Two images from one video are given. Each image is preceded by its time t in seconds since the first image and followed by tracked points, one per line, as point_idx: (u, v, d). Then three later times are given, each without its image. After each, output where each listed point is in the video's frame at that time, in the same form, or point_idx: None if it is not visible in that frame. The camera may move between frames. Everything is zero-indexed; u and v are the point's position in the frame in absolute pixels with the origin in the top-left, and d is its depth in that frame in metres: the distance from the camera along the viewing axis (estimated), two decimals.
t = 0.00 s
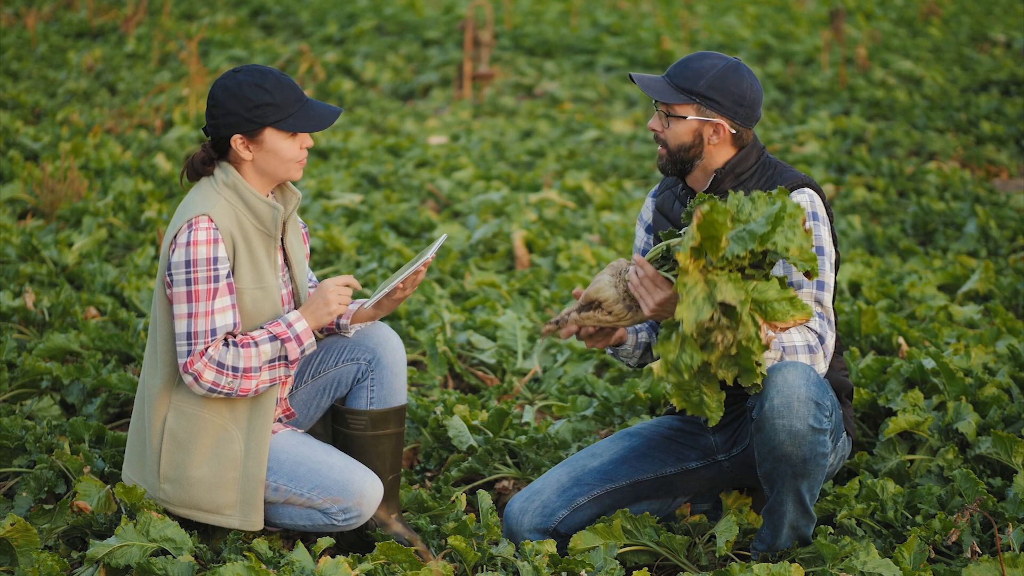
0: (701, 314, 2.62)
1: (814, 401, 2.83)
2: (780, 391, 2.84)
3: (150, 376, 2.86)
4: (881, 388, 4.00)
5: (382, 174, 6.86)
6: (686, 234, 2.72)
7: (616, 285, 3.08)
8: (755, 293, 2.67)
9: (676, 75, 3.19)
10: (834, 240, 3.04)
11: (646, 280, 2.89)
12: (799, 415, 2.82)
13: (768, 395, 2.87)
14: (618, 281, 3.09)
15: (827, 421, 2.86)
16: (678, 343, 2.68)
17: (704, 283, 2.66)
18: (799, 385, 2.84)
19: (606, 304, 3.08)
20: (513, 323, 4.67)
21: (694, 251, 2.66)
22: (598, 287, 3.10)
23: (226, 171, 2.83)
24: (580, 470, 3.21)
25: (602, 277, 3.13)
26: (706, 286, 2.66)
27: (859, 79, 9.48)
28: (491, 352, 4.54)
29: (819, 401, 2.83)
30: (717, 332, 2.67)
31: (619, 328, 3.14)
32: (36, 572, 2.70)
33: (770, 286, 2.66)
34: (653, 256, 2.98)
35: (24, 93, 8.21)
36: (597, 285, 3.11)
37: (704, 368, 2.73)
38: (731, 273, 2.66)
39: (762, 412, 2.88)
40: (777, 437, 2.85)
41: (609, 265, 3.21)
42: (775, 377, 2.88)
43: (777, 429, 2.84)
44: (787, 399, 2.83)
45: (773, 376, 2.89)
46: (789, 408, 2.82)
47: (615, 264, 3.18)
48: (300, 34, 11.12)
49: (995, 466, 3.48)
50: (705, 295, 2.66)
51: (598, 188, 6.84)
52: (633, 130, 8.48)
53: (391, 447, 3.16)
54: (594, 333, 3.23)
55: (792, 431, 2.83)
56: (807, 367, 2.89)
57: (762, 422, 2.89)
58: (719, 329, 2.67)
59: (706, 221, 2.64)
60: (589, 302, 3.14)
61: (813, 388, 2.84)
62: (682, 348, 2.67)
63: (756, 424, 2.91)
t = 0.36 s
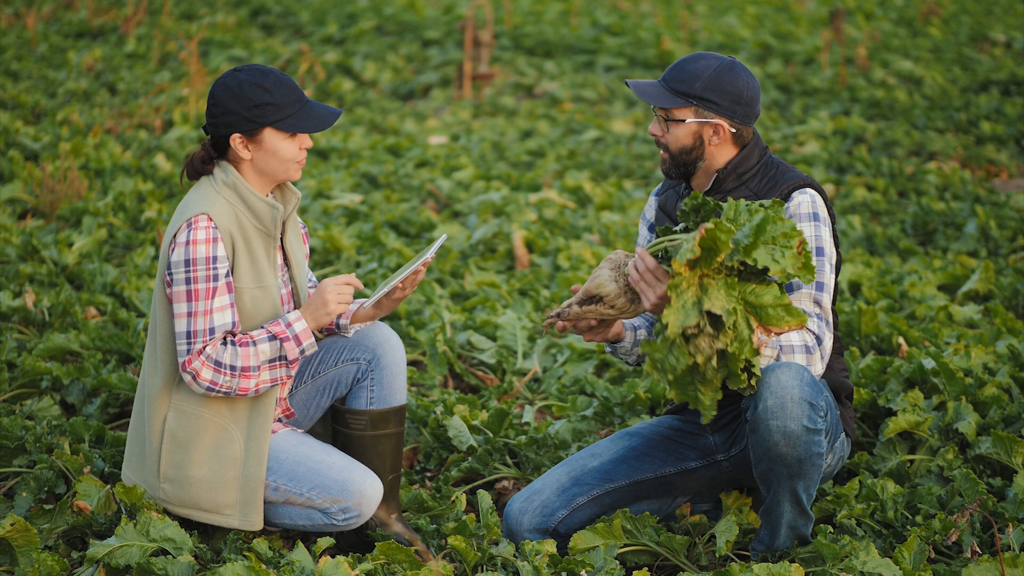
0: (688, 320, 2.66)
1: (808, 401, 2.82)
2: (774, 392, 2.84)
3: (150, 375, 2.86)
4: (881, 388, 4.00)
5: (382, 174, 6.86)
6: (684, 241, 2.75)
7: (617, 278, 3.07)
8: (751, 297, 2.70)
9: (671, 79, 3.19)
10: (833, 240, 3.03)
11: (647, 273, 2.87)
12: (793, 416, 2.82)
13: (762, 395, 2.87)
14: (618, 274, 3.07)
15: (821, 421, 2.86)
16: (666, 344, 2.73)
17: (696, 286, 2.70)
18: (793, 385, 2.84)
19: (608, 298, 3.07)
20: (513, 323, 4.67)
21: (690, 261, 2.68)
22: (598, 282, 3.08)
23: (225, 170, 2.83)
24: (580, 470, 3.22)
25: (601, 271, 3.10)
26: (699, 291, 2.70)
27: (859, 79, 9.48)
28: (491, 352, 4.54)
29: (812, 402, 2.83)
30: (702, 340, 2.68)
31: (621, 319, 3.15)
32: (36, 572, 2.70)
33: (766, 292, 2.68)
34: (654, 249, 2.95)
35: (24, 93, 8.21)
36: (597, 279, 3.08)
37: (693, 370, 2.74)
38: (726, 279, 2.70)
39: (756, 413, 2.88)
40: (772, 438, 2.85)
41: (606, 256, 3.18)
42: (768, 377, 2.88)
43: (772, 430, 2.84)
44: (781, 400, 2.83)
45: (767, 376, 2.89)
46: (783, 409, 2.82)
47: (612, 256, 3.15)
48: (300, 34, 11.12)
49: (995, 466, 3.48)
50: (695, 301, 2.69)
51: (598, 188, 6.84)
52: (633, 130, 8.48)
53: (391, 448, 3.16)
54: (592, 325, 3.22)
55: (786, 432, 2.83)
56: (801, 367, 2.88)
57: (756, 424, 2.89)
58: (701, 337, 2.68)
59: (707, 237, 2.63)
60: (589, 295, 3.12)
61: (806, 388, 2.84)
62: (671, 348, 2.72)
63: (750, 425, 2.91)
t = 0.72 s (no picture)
0: (713, 278, 2.63)
1: (808, 402, 2.82)
2: (774, 392, 2.84)
3: (149, 375, 2.86)
4: (881, 388, 4.00)
5: (382, 174, 6.86)
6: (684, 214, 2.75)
7: (614, 284, 3.05)
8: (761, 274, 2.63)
9: (666, 87, 3.20)
10: (835, 240, 3.02)
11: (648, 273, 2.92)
12: (793, 416, 2.82)
13: (762, 395, 2.87)
14: (615, 280, 3.06)
15: (822, 422, 2.86)
16: (687, 307, 2.70)
17: (710, 254, 2.68)
18: (793, 386, 2.84)
19: (607, 304, 3.05)
20: (513, 323, 4.67)
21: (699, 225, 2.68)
22: (596, 289, 3.07)
23: (225, 170, 2.83)
24: (580, 470, 3.22)
25: (597, 277, 3.09)
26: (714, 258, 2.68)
27: (859, 79, 9.48)
28: (491, 352, 4.54)
29: (813, 403, 2.83)
30: (725, 290, 2.65)
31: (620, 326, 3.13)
32: (36, 572, 2.70)
33: (774, 265, 2.62)
34: (649, 248, 2.99)
35: (24, 93, 8.21)
36: (595, 286, 3.07)
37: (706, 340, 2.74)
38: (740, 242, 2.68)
39: (756, 413, 2.88)
40: (772, 438, 2.85)
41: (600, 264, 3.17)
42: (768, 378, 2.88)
43: (772, 431, 2.84)
44: (781, 401, 2.83)
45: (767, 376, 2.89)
46: (783, 409, 2.82)
47: (606, 263, 3.14)
48: (300, 34, 11.12)
49: (995, 466, 3.48)
50: (714, 264, 2.67)
51: (598, 188, 6.85)
52: (633, 130, 8.49)
53: (391, 447, 3.16)
54: (591, 334, 3.21)
55: (786, 432, 2.83)
56: (801, 367, 2.88)
57: (756, 424, 2.88)
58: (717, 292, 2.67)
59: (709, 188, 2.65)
60: (588, 303, 3.12)
61: (806, 389, 2.84)
62: (688, 315, 2.69)
63: (750, 425, 2.91)
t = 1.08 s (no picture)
0: (711, 283, 2.66)
1: (811, 401, 2.82)
2: (777, 391, 2.84)
3: (150, 375, 2.85)
4: (881, 388, 4.00)
5: (382, 174, 6.86)
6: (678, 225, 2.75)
7: (609, 287, 3.10)
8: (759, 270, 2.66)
9: (658, 97, 3.18)
10: (836, 241, 3.03)
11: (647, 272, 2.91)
12: (796, 416, 2.82)
13: (765, 395, 2.87)
14: (611, 283, 3.10)
15: (824, 421, 2.86)
16: (686, 314, 2.70)
17: (709, 258, 2.71)
18: (796, 386, 2.84)
19: (601, 307, 3.10)
20: (513, 323, 4.67)
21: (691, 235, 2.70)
22: (591, 292, 3.12)
23: (225, 170, 2.83)
24: (580, 471, 3.22)
25: (594, 281, 3.14)
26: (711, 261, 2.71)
27: (859, 79, 9.48)
28: (491, 352, 4.54)
29: (816, 402, 2.83)
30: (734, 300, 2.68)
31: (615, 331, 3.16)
32: (36, 572, 2.70)
33: (770, 264, 2.66)
34: (648, 248, 2.98)
35: (24, 93, 8.21)
36: (590, 290, 3.13)
37: (707, 344, 2.75)
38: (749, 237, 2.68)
39: (759, 413, 2.88)
40: (774, 438, 2.85)
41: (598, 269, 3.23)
42: (771, 377, 2.88)
43: (775, 430, 2.85)
44: (784, 400, 2.83)
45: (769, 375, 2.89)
46: (786, 408, 2.82)
47: (604, 268, 3.19)
48: (300, 34, 11.12)
49: (995, 466, 3.48)
50: (712, 269, 2.69)
51: (598, 188, 6.84)
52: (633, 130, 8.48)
53: (391, 447, 3.16)
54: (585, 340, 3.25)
55: (789, 431, 2.83)
56: (804, 367, 2.88)
57: (759, 423, 2.89)
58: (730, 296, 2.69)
59: (701, 197, 2.65)
60: (583, 307, 3.16)
61: (809, 388, 2.84)
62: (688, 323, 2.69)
63: (753, 425, 2.91)
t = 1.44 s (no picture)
0: (719, 284, 2.66)
1: (813, 402, 2.82)
2: (779, 392, 2.84)
3: (151, 375, 2.85)
4: (881, 388, 4.00)
5: (382, 174, 6.86)
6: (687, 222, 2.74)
7: (611, 276, 3.06)
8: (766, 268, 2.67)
9: (651, 98, 3.18)
10: (836, 239, 3.02)
11: (650, 263, 2.91)
12: (798, 416, 2.82)
13: (767, 395, 2.87)
14: (613, 272, 3.08)
15: (826, 421, 2.86)
16: (693, 313, 2.70)
17: (717, 257, 2.71)
18: (798, 386, 2.84)
19: (605, 296, 3.07)
20: (513, 323, 4.67)
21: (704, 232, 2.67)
22: (592, 282, 3.06)
23: (228, 170, 2.84)
24: (580, 471, 3.22)
25: (594, 270, 3.10)
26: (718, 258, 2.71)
27: (859, 79, 9.48)
28: (491, 352, 4.54)
29: (817, 403, 2.83)
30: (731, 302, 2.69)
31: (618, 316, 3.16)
32: (36, 572, 2.70)
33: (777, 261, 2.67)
34: (652, 238, 2.98)
35: (24, 93, 8.21)
36: (591, 280, 3.07)
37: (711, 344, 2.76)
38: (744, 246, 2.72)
39: (761, 413, 2.88)
40: (776, 438, 2.85)
41: (593, 255, 3.19)
42: (774, 378, 2.88)
43: (776, 430, 2.85)
44: (786, 400, 2.83)
45: (772, 375, 2.89)
46: (788, 409, 2.82)
47: (600, 255, 3.16)
48: (300, 34, 11.12)
49: (995, 466, 3.47)
50: (720, 269, 2.70)
51: (598, 188, 6.85)
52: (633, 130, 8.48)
53: (392, 447, 3.16)
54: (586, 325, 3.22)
55: (791, 432, 2.83)
56: (805, 367, 2.88)
57: (761, 423, 2.89)
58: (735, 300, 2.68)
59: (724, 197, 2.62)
60: (583, 296, 3.11)
61: (812, 389, 2.84)
62: (694, 321, 2.70)
63: (755, 425, 2.91)
